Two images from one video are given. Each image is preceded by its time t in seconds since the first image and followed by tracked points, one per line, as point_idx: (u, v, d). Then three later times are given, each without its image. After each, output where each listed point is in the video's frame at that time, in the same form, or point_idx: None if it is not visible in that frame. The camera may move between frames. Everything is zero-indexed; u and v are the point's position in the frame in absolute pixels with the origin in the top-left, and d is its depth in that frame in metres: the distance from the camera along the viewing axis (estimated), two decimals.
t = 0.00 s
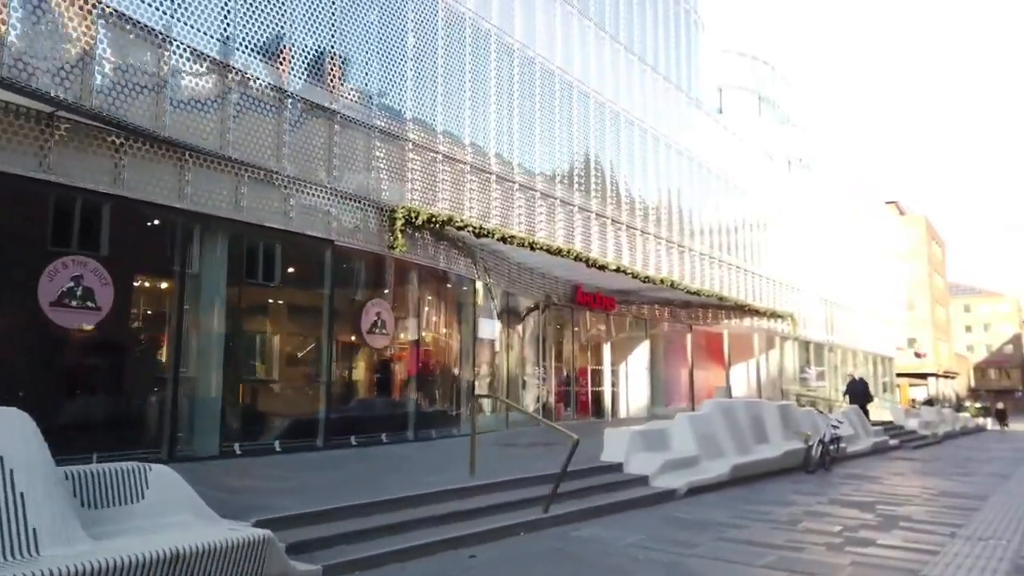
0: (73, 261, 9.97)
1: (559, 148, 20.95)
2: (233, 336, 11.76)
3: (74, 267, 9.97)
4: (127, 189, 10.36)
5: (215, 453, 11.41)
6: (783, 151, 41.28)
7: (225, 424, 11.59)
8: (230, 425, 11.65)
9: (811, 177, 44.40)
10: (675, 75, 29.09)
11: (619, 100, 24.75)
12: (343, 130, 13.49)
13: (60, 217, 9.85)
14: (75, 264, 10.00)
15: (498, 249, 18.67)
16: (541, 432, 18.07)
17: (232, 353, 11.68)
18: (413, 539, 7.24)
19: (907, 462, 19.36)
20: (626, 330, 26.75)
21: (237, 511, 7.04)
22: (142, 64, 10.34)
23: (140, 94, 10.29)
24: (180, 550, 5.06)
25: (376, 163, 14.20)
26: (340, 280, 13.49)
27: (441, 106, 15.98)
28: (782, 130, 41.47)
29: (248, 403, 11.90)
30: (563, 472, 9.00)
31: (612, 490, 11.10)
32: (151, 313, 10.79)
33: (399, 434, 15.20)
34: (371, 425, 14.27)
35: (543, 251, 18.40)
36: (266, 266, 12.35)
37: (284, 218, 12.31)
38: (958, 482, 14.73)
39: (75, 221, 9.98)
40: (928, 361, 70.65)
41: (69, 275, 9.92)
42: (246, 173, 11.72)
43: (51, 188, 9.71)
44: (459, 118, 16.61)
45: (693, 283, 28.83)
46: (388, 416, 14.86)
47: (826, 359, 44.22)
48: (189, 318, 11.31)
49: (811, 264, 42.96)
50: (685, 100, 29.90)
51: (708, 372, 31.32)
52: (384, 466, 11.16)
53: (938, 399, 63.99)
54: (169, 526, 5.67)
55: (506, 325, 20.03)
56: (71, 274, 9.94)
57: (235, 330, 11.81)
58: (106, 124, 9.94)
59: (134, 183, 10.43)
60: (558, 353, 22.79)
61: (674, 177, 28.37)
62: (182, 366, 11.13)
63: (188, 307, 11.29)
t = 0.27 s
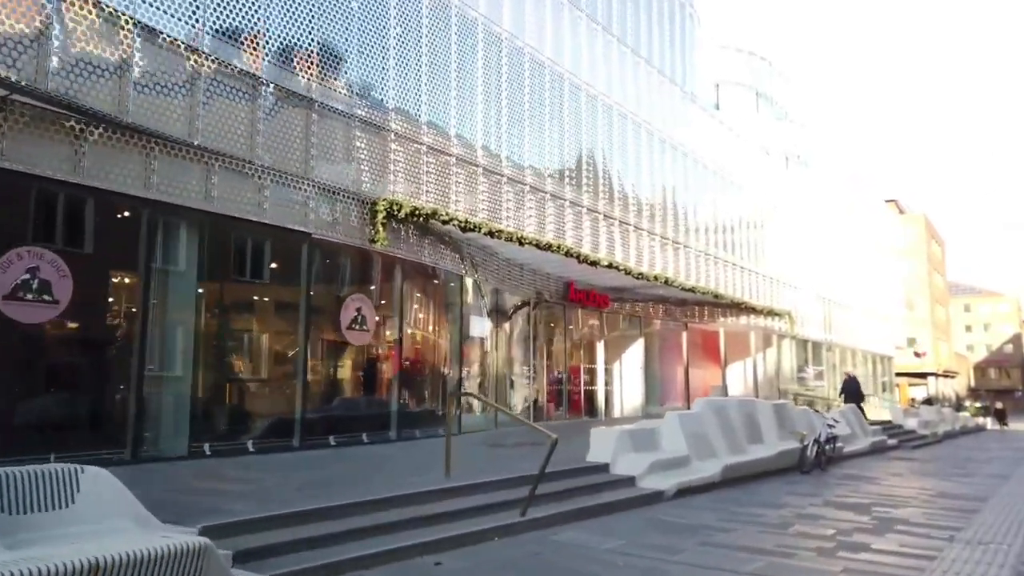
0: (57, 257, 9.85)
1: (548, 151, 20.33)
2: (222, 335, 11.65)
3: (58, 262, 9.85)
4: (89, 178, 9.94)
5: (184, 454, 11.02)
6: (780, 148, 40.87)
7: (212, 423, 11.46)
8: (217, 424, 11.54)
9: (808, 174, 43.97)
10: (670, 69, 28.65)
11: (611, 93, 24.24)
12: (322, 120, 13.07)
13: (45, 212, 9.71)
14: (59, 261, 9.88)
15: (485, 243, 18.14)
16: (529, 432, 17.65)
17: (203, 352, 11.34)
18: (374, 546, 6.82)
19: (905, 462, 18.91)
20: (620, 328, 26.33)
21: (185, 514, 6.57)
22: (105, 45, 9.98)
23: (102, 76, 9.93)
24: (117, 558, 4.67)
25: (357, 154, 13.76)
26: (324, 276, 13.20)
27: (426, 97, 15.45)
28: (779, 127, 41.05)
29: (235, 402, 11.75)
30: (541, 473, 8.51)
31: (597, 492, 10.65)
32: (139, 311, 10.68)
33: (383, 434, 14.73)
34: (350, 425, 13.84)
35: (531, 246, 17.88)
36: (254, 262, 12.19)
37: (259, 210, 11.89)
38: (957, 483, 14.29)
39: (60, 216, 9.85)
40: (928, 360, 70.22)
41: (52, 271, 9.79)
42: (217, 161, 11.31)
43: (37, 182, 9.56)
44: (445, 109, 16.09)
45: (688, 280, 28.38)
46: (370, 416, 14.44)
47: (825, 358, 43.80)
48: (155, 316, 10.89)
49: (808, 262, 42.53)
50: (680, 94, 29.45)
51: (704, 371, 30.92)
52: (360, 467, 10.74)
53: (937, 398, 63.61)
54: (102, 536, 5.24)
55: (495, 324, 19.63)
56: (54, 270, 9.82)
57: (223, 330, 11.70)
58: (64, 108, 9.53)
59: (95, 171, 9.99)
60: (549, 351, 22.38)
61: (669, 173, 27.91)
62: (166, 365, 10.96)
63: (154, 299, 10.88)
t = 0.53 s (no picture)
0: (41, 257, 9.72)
1: (539, 149, 19.46)
2: (212, 335, 11.53)
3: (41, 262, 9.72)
4: (47, 169, 9.48)
5: (152, 459, 10.63)
6: (778, 147, 40.39)
7: (201, 425, 11.35)
8: (205, 427, 11.41)
9: (808, 173, 43.47)
10: (666, 65, 28.15)
11: (606, 89, 23.69)
12: (300, 113, 12.65)
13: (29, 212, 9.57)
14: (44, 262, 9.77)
15: (474, 241, 17.63)
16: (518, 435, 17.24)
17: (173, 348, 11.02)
18: (330, 561, 6.38)
19: (904, 466, 18.46)
20: (614, 328, 25.89)
21: (127, 527, 6.10)
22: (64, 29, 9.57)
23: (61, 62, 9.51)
24: None
25: (337, 148, 13.31)
26: (311, 275, 12.98)
27: (410, 89, 14.96)
28: (778, 125, 40.58)
29: (224, 405, 11.61)
30: (518, 481, 8.04)
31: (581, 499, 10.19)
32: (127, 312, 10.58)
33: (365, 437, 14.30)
34: (330, 428, 13.40)
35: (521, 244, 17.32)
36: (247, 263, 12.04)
37: (231, 205, 11.48)
38: (958, 488, 13.82)
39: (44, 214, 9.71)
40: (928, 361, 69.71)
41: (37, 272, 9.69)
42: (187, 153, 10.89)
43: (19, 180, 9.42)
44: (430, 104, 15.51)
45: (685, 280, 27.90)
46: (351, 419, 14.00)
47: (824, 359, 43.34)
48: (120, 314, 10.46)
49: (807, 261, 42.05)
50: (677, 91, 28.96)
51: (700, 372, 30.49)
52: (335, 473, 10.30)
53: (937, 400, 63.18)
54: (24, 552, 4.80)
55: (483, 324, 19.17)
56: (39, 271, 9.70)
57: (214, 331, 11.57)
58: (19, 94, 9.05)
59: (54, 163, 9.53)
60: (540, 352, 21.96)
61: (665, 170, 27.41)
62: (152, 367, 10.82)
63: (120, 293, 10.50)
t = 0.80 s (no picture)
0: (20, 256, 9.57)
1: (530, 146, 19.23)
2: (199, 335, 11.43)
3: (19, 259, 9.55)
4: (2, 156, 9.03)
5: (114, 461, 10.26)
6: (776, 145, 39.97)
7: (187, 427, 11.18)
8: (189, 427, 11.23)
9: (806, 172, 43.03)
10: (661, 61, 27.73)
11: (598, 82, 23.20)
12: (274, 102, 12.21)
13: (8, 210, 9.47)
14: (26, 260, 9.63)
15: (461, 237, 17.17)
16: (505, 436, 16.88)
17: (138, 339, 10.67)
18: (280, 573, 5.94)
19: (902, 468, 18.00)
20: (607, 328, 25.49)
21: (59, 539, 5.67)
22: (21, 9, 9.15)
23: (18, 44, 9.11)
24: None
25: (315, 140, 12.90)
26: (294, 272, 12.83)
27: (393, 79, 14.58)
28: (776, 123, 40.15)
29: (209, 405, 11.46)
30: (490, 485, 7.55)
31: (562, 504, 9.73)
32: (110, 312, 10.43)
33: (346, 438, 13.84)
34: (308, 427, 12.96)
35: (509, 240, 16.88)
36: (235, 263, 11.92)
37: (201, 197, 11.05)
38: (958, 491, 13.37)
39: (25, 213, 9.61)
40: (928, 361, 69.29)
41: (15, 271, 9.52)
42: (154, 142, 10.48)
43: None
44: (414, 96, 15.11)
45: (680, 278, 27.45)
46: (330, 419, 13.56)
47: (823, 359, 42.87)
48: (78, 313, 10.05)
49: (806, 260, 41.61)
50: (673, 87, 28.52)
51: (695, 372, 30.13)
52: (305, 476, 9.86)
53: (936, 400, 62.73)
54: None
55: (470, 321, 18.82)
56: (18, 269, 9.54)
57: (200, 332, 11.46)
58: None
59: (10, 149, 9.10)
60: (530, 351, 21.57)
61: (661, 167, 26.96)
62: (135, 368, 10.64)
63: (81, 290, 10.11)
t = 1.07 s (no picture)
0: None
1: (513, 141, 18.66)
2: (179, 334, 11.27)
3: None
4: None
5: (68, 465, 9.83)
6: (770, 143, 39.62)
7: (166, 429, 10.97)
8: (167, 428, 11.00)
9: (800, 170, 42.67)
10: (652, 57, 27.32)
11: (586, 76, 22.71)
12: (243, 93, 11.77)
13: None
14: None
15: (442, 233, 16.66)
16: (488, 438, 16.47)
17: (91, 343, 10.17)
18: None
19: (895, 470, 17.60)
20: (596, 327, 25.09)
21: None
22: None
23: None
24: None
25: (287, 131, 12.45)
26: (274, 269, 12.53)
27: (369, 69, 14.10)
28: (769, 121, 39.80)
29: (189, 406, 11.28)
30: (452, 492, 7.10)
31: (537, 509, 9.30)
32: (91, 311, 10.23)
33: (320, 440, 13.42)
34: (279, 429, 12.55)
35: (493, 236, 16.43)
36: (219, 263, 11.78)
37: (163, 190, 10.63)
38: (950, 494, 12.98)
39: None
40: (923, 361, 69.03)
41: None
42: (112, 132, 10.06)
43: None
44: (393, 88, 14.66)
45: (671, 277, 27.06)
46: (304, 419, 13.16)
47: (817, 359, 42.52)
48: (29, 310, 9.61)
49: (799, 260, 41.27)
50: (664, 84, 28.12)
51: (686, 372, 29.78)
52: (267, 481, 9.42)
53: (931, 400, 62.40)
54: None
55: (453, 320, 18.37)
56: None
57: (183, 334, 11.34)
58: None
59: None
60: (516, 351, 21.18)
61: (652, 165, 26.55)
62: (111, 368, 10.44)
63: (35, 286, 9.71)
